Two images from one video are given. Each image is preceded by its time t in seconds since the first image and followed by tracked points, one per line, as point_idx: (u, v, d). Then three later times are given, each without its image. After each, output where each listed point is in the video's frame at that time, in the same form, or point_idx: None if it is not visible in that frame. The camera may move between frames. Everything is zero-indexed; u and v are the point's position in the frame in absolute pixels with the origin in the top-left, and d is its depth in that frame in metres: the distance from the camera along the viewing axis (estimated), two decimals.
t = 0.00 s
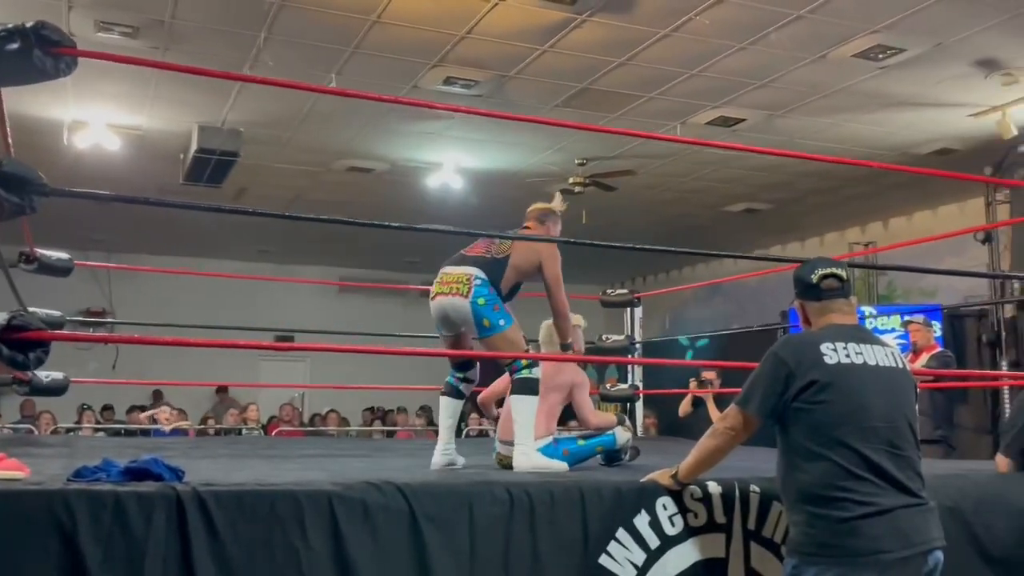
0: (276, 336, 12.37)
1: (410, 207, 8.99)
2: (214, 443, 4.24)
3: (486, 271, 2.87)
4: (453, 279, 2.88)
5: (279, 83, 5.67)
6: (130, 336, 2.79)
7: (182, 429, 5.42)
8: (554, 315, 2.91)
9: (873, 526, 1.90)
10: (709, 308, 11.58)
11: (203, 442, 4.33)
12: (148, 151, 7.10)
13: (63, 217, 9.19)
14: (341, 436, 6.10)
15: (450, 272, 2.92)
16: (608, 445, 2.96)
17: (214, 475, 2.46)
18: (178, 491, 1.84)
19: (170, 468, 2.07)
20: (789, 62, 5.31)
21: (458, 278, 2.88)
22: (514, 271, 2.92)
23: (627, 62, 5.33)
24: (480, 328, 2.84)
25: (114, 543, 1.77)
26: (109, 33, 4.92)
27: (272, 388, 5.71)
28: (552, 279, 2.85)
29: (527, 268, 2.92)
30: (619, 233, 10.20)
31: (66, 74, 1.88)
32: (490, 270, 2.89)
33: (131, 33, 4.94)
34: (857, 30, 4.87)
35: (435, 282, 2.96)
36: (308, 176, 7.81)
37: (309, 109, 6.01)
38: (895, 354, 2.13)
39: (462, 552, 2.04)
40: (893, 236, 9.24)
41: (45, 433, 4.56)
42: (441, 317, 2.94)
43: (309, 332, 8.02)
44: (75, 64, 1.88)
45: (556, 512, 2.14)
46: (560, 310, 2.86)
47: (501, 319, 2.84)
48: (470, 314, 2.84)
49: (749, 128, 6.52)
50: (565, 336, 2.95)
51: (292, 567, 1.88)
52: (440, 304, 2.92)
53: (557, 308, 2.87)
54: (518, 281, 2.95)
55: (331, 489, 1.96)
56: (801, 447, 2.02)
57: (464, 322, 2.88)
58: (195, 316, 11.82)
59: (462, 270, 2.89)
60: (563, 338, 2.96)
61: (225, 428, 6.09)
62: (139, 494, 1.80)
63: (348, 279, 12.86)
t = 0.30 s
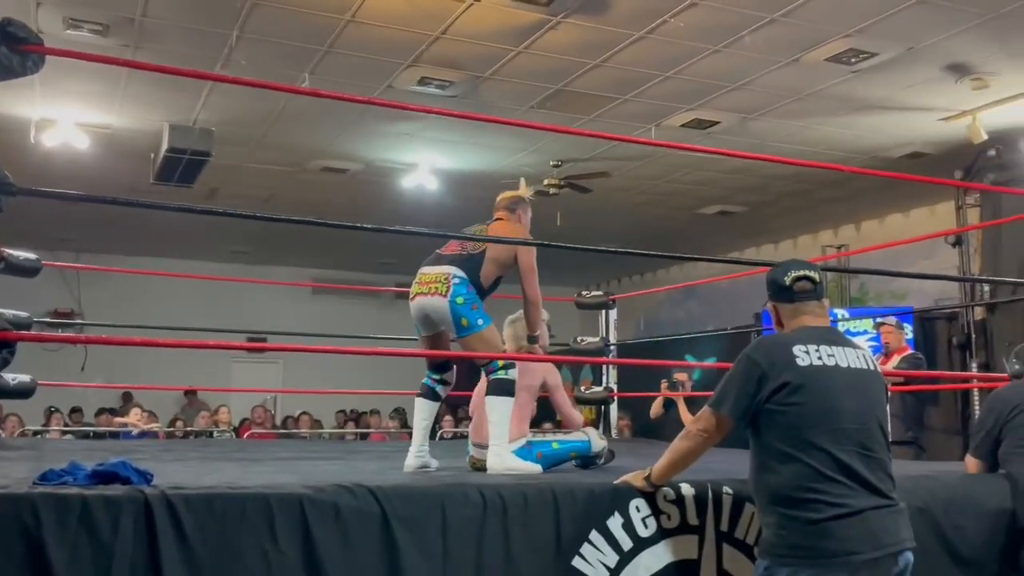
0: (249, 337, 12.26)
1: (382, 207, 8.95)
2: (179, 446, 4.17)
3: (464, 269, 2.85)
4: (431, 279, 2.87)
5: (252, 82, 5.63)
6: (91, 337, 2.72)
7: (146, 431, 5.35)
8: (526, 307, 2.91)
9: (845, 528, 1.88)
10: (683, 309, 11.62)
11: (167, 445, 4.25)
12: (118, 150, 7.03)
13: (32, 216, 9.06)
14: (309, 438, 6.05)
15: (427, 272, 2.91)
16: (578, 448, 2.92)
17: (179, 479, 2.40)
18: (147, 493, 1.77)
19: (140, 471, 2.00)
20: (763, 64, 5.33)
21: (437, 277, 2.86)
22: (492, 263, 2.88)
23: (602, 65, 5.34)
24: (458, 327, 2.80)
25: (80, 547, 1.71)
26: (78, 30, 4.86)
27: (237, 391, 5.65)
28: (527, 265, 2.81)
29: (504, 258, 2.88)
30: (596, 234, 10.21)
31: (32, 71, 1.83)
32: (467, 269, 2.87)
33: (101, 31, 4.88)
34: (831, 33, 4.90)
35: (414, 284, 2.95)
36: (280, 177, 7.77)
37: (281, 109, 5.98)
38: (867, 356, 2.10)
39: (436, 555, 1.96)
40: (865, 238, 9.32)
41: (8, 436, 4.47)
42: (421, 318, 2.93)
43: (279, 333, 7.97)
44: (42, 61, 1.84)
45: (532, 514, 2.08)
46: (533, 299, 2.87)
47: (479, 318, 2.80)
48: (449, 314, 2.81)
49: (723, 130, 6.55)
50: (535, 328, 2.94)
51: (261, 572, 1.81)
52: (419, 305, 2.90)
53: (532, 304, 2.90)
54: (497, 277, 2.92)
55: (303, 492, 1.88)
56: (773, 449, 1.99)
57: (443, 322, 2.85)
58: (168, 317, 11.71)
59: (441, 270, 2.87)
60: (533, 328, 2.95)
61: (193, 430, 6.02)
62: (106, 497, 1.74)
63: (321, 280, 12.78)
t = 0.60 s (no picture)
0: (233, 337, 12.22)
1: (364, 207, 8.95)
2: (159, 446, 4.15)
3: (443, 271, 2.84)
4: (410, 283, 2.85)
5: (234, 81, 5.61)
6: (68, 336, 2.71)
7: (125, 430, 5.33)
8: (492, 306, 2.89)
9: (823, 526, 1.87)
10: (667, 310, 11.65)
11: (148, 445, 4.23)
12: (99, 148, 6.99)
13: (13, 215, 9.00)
14: (290, 438, 6.04)
15: (406, 276, 2.89)
16: (558, 446, 2.88)
17: (158, 479, 2.39)
18: (125, 493, 1.76)
19: (121, 470, 1.98)
20: (746, 65, 5.36)
21: (416, 281, 2.84)
22: (467, 262, 2.88)
23: (585, 64, 5.35)
24: (440, 329, 2.80)
25: (59, 547, 1.70)
26: (58, 27, 4.83)
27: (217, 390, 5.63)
28: (497, 266, 2.80)
29: (477, 256, 2.87)
30: (581, 234, 10.23)
31: (10, 69, 1.81)
32: (446, 270, 2.86)
33: (81, 28, 4.85)
34: (813, 35, 4.93)
35: (394, 289, 2.92)
36: (262, 176, 7.75)
37: (262, 108, 5.97)
38: (848, 355, 2.09)
39: (416, 555, 1.95)
40: (846, 239, 9.38)
41: None
42: (403, 322, 2.92)
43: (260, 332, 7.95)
44: (19, 58, 1.81)
45: (512, 513, 2.07)
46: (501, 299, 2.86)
47: (461, 319, 2.79)
48: (431, 317, 2.80)
49: (706, 130, 6.58)
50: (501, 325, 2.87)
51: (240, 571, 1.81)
52: (400, 311, 2.88)
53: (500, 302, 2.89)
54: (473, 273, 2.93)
55: (283, 491, 1.88)
56: (752, 447, 1.97)
57: (426, 324, 2.84)
58: (151, 316, 11.66)
59: (419, 274, 2.85)
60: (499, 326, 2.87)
61: (174, 430, 6.00)
62: (84, 497, 1.72)
63: (305, 280, 12.75)
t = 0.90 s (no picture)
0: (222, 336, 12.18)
1: (352, 206, 8.94)
2: (147, 446, 4.13)
3: (459, 265, 2.73)
4: (426, 279, 2.74)
5: (222, 80, 5.60)
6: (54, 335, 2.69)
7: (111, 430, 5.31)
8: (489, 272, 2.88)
9: (811, 525, 1.87)
10: (656, 309, 11.67)
11: (136, 445, 4.22)
12: (86, 147, 6.96)
13: None
14: (278, 438, 6.04)
15: (422, 270, 2.77)
16: (545, 438, 2.92)
17: (144, 478, 2.37)
18: (112, 494, 1.75)
19: (107, 470, 1.97)
20: (735, 65, 5.37)
21: (433, 276, 2.73)
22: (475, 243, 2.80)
23: (574, 64, 5.35)
24: (454, 326, 2.69)
25: (44, 549, 1.68)
26: (45, 26, 4.80)
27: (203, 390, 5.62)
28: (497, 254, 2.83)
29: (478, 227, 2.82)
30: (571, 234, 10.23)
31: None
32: (461, 262, 2.75)
33: (68, 26, 4.83)
34: (802, 35, 4.95)
35: (408, 282, 2.82)
36: (251, 175, 7.73)
37: (250, 107, 5.95)
38: (836, 355, 2.09)
39: (405, 555, 1.95)
40: (835, 239, 9.42)
41: None
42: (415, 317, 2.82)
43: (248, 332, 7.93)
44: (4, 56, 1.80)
45: (501, 513, 2.07)
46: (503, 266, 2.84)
47: (475, 317, 2.69)
48: (446, 313, 2.70)
49: (695, 130, 6.59)
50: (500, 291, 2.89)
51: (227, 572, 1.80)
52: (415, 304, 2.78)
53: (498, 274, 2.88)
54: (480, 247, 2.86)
55: (271, 492, 1.87)
56: (741, 447, 1.97)
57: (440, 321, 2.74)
58: (140, 316, 11.62)
59: (436, 269, 2.74)
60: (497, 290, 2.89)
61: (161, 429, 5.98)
62: (70, 497, 1.71)
63: (294, 279, 12.72)
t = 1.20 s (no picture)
0: (215, 336, 12.16)
1: (346, 206, 8.93)
2: (141, 446, 4.13)
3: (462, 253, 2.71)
4: (427, 263, 2.70)
5: (216, 80, 5.59)
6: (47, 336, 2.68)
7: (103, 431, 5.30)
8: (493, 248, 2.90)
9: (805, 525, 1.87)
10: (650, 309, 11.68)
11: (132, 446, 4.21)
12: (79, 147, 6.94)
13: None
14: (272, 440, 6.03)
15: (423, 255, 2.73)
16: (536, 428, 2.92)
17: (137, 480, 2.36)
18: (106, 495, 1.74)
19: (100, 471, 1.96)
20: (729, 65, 5.37)
21: (435, 263, 2.69)
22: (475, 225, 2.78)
23: (568, 64, 5.36)
24: (451, 313, 2.68)
25: (38, 550, 1.67)
26: (38, 26, 4.78)
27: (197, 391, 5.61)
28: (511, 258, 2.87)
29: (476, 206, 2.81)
30: (565, 233, 10.24)
31: None
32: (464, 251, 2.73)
33: (61, 26, 4.81)
34: (796, 35, 4.96)
35: (408, 267, 2.76)
36: (245, 175, 7.72)
37: (244, 107, 5.94)
38: (831, 356, 2.09)
39: (399, 555, 1.95)
40: (828, 239, 9.44)
41: None
42: (413, 303, 2.77)
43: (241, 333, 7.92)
44: None
45: (496, 514, 2.07)
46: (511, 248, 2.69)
47: (472, 308, 2.69)
48: (444, 301, 2.68)
49: (689, 131, 6.60)
50: (514, 266, 2.87)
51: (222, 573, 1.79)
52: (414, 290, 2.73)
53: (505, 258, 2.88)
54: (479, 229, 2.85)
55: (265, 493, 1.87)
56: (736, 447, 1.98)
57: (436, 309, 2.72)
58: (134, 316, 11.59)
59: (438, 255, 2.71)
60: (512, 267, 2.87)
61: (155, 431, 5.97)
62: (64, 499, 1.71)
63: (287, 280, 12.71)
